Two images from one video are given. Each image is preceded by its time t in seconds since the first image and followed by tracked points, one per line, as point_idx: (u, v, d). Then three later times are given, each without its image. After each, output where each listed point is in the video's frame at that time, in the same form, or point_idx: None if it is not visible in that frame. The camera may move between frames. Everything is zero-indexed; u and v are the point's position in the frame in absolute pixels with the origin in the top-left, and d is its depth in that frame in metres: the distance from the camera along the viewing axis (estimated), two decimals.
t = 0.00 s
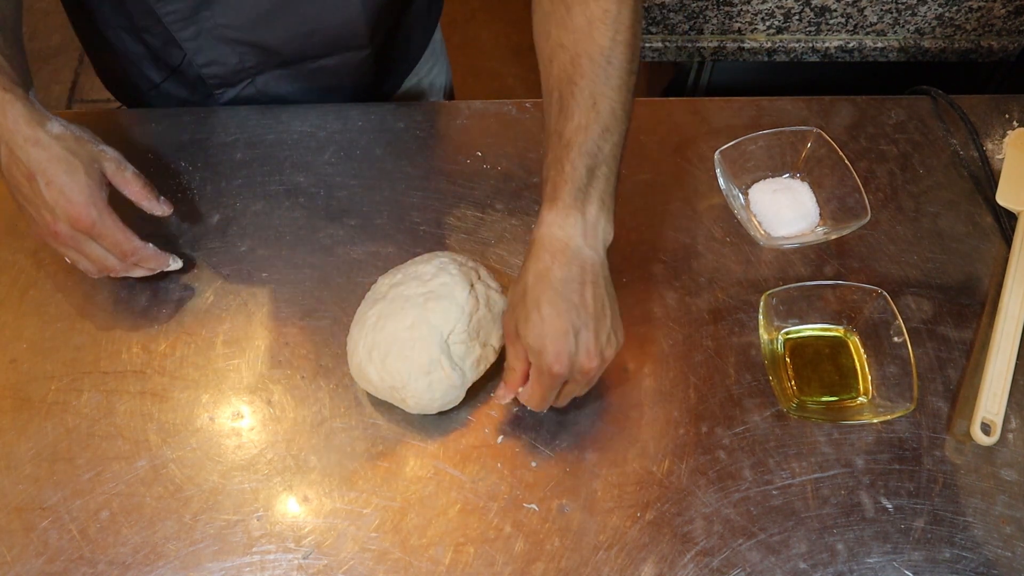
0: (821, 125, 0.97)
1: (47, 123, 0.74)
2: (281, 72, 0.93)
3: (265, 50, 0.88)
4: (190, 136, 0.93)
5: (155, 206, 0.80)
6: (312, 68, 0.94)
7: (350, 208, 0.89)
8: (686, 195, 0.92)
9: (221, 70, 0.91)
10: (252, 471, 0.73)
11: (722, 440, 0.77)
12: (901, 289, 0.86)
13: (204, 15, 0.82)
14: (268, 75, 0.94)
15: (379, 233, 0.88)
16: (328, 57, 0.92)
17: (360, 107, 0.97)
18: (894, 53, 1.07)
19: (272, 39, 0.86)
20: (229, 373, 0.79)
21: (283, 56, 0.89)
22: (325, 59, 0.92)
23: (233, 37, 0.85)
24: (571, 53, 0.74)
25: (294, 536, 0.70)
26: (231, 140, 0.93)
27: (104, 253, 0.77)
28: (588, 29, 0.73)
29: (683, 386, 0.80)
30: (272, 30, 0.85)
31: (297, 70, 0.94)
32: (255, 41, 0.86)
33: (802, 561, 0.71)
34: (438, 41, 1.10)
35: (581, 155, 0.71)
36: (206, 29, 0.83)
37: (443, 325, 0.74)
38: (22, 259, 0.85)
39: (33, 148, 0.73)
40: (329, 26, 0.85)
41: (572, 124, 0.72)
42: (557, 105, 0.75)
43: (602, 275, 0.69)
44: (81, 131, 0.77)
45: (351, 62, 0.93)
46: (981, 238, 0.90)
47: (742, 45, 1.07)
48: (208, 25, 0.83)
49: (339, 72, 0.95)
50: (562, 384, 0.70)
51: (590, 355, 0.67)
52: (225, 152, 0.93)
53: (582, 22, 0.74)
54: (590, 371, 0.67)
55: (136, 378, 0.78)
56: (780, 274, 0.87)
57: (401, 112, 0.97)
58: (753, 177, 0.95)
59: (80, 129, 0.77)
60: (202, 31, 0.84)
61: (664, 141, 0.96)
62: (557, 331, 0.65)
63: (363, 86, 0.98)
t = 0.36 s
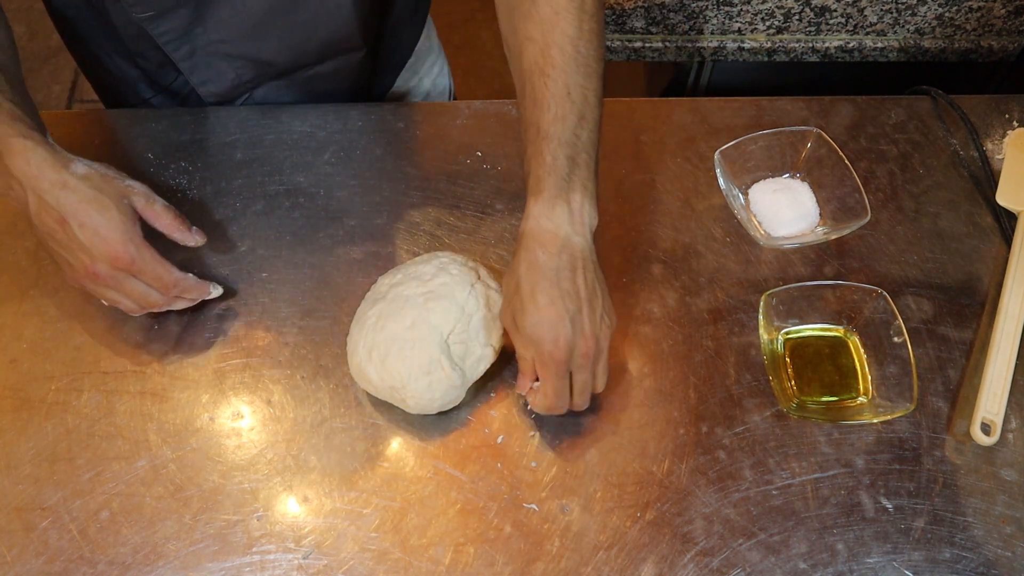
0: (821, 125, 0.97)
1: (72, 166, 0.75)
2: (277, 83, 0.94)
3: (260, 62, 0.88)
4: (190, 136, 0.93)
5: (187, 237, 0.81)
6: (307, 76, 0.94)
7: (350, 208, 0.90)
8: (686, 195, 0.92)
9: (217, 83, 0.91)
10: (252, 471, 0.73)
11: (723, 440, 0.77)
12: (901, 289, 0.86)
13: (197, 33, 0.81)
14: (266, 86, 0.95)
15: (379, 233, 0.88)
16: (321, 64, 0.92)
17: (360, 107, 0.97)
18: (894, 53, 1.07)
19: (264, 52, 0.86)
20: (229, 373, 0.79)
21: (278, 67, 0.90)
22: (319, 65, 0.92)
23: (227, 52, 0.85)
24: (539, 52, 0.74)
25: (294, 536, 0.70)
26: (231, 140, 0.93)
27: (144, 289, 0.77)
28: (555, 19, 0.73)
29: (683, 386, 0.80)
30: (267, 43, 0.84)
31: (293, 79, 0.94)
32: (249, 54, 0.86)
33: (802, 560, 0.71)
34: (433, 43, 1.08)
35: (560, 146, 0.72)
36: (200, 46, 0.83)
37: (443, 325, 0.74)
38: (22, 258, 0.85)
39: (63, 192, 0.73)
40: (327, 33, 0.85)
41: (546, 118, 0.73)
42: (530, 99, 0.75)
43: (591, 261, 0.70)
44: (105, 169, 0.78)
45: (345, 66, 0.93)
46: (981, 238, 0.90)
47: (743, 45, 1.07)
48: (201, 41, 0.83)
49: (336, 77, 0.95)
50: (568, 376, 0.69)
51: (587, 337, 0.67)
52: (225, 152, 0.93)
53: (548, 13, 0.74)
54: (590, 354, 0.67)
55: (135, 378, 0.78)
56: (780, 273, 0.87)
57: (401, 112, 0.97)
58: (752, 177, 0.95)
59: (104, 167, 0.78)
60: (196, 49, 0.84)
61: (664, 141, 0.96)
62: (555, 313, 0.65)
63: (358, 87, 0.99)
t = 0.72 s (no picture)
0: (821, 125, 0.97)
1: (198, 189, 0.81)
2: (309, 84, 0.96)
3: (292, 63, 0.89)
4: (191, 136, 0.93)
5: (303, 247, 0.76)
6: (341, 79, 0.95)
7: (350, 208, 0.89)
8: (686, 195, 0.92)
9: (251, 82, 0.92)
10: (252, 471, 0.73)
11: (722, 440, 0.77)
12: (901, 289, 0.86)
13: (233, 33, 0.82)
14: (297, 87, 0.96)
15: (379, 234, 0.88)
16: (356, 67, 0.93)
17: (360, 107, 0.97)
18: (894, 53, 1.07)
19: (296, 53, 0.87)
20: (229, 373, 0.79)
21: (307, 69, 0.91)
22: (353, 68, 0.94)
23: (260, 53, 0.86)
24: (539, 55, 0.76)
25: (294, 536, 0.70)
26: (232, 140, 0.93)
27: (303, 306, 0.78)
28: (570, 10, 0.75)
29: (683, 386, 0.80)
30: (300, 43, 0.86)
31: (326, 81, 0.96)
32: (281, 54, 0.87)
33: (802, 560, 0.71)
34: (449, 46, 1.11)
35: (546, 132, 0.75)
36: (234, 44, 0.84)
37: (434, 319, 0.74)
38: (21, 259, 0.85)
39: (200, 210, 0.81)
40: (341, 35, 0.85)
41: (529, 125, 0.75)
42: (529, 75, 0.77)
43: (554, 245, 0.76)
44: (222, 180, 0.81)
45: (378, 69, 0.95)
46: (980, 238, 0.90)
47: (742, 45, 1.07)
48: (237, 42, 0.84)
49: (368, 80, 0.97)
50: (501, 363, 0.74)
51: (538, 322, 0.73)
52: (225, 152, 0.93)
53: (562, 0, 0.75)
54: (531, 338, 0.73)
55: (135, 378, 0.78)
56: (780, 273, 0.87)
57: (401, 112, 0.97)
58: (752, 177, 0.95)
59: (217, 176, 0.81)
60: (230, 49, 0.85)
61: (665, 141, 0.96)
62: (516, 302, 0.71)
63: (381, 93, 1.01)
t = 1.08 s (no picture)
0: (821, 125, 0.97)
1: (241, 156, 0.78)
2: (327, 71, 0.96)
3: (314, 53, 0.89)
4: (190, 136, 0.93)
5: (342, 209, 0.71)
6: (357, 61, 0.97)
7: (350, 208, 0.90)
8: (686, 195, 0.92)
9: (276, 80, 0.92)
10: (252, 471, 0.73)
11: (722, 440, 0.77)
12: (901, 289, 0.86)
13: (258, 28, 0.83)
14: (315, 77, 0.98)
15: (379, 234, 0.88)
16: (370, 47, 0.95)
17: (360, 107, 0.97)
18: (894, 53, 1.07)
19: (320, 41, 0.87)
20: (229, 373, 0.79)
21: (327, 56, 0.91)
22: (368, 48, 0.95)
23: (284, 46, 0.86)
24: None
25: (294, 536, 0.70)
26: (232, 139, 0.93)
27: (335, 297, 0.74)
28: None
29: (683, 386, 0.80)
30: (320, 30, 0.86)
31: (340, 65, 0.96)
32: (304, 46, 0.87)
33: (802, 560, 0.71)
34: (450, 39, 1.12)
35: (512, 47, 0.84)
36: (259, 39, 0.84)
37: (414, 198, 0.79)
38: (21, 259, 0.85)
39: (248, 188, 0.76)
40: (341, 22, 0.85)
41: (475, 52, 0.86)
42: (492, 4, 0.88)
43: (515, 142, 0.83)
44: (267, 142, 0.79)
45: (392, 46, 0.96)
46: (980, 238, 0.90)
47: (742, 46, 1.07)
48: (262, 37, 0.84)
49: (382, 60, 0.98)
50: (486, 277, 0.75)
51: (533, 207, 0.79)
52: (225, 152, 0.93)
53: None
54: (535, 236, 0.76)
55: (135, 378, 0.78)
56: (780, 273, 0.87)
57: (401, 112, 0.97)
58: (752, 177, 0.95)
59: (265, 143, 0.79)
60: (255, 45, 0.85)
61: (664, 141, 0.96)
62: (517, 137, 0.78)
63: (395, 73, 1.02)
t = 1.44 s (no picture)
0: (821, 125, 0.97)
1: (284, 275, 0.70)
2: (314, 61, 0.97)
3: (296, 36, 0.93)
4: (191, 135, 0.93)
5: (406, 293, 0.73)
6: (347, 49, 0.98)
7: (350, 208, 0.90)
8: (687, 195, 0.92)
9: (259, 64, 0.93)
10: (252, 471, 0.73)
11: (722, 440, 0.77)
12: (900, 289, 0.86)
13: (247, 14, 0.85)
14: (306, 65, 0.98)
15: (380, 234, 0.88)
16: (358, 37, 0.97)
17: (360, 107, 0.97)
18: (894, 53, 1.07)
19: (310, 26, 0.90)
20: (229, 373, 0.79)
21: (313, 44, 0.93)
22: (359, 36, 0.97)
23: (271, 32, 0.88)
24: None
25: (295, 536, 0.70)
26: (232, 139, 0.93)
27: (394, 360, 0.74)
28: None
29: (683, 386, 0.80)
30: (306, 17, 0.88)
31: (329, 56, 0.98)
32: (293, 30, 0.89)
33: (802, 561, 0.71)
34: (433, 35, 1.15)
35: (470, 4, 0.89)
36: (247, 25, 0.87)
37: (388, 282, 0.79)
38: (21, 259, 0.85)
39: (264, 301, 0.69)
40: None
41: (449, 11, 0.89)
42: None
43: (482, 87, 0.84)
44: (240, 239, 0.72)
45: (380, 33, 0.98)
46: (981, 238, 0.90)
47: (743, 46, 1.06)
48: (250, 24, 0.86)
49: (368, 51, 1.00)
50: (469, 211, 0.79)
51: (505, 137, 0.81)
52: (225, 151, 0.92)
53: None
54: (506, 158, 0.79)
55: (135, 378, 0.78)
56: (780, 274, 0.87)
57: (402, 112, 0.97)
58: (752, 177, 0.95)
59: (236, 241, 0.71)
60: (243, 32, 0.87)
61: (665, 141, 0.96)
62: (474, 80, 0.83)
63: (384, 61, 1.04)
